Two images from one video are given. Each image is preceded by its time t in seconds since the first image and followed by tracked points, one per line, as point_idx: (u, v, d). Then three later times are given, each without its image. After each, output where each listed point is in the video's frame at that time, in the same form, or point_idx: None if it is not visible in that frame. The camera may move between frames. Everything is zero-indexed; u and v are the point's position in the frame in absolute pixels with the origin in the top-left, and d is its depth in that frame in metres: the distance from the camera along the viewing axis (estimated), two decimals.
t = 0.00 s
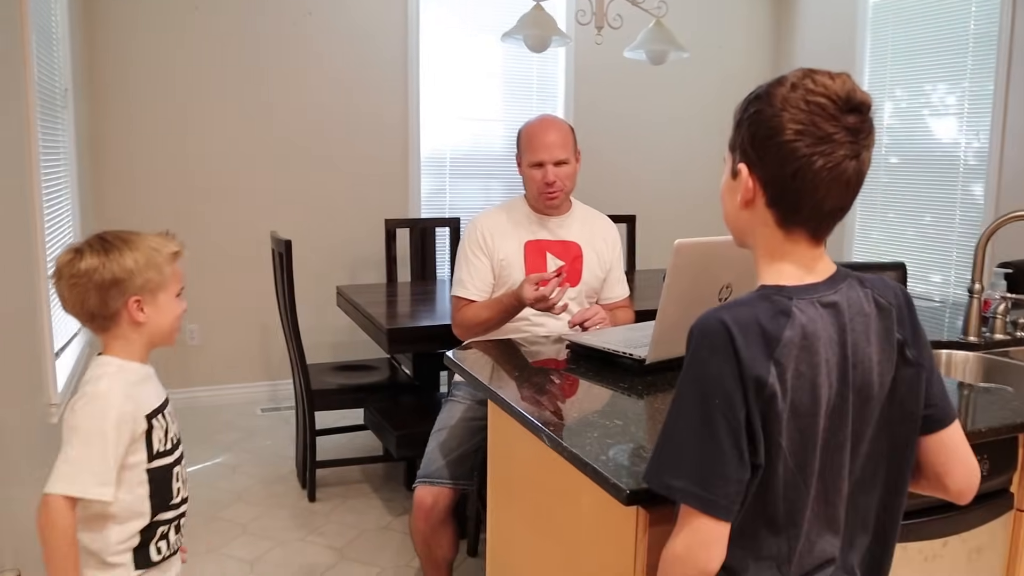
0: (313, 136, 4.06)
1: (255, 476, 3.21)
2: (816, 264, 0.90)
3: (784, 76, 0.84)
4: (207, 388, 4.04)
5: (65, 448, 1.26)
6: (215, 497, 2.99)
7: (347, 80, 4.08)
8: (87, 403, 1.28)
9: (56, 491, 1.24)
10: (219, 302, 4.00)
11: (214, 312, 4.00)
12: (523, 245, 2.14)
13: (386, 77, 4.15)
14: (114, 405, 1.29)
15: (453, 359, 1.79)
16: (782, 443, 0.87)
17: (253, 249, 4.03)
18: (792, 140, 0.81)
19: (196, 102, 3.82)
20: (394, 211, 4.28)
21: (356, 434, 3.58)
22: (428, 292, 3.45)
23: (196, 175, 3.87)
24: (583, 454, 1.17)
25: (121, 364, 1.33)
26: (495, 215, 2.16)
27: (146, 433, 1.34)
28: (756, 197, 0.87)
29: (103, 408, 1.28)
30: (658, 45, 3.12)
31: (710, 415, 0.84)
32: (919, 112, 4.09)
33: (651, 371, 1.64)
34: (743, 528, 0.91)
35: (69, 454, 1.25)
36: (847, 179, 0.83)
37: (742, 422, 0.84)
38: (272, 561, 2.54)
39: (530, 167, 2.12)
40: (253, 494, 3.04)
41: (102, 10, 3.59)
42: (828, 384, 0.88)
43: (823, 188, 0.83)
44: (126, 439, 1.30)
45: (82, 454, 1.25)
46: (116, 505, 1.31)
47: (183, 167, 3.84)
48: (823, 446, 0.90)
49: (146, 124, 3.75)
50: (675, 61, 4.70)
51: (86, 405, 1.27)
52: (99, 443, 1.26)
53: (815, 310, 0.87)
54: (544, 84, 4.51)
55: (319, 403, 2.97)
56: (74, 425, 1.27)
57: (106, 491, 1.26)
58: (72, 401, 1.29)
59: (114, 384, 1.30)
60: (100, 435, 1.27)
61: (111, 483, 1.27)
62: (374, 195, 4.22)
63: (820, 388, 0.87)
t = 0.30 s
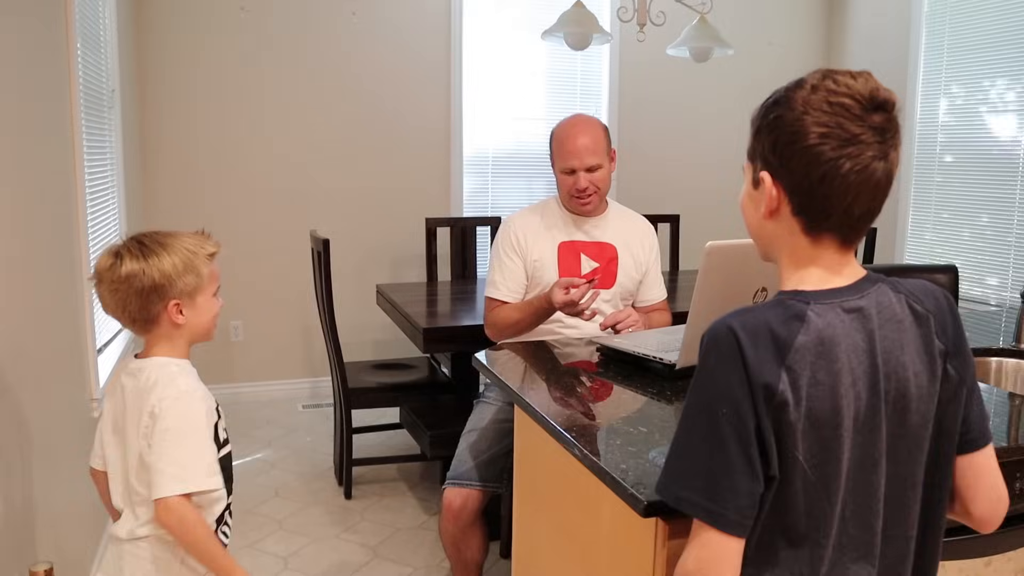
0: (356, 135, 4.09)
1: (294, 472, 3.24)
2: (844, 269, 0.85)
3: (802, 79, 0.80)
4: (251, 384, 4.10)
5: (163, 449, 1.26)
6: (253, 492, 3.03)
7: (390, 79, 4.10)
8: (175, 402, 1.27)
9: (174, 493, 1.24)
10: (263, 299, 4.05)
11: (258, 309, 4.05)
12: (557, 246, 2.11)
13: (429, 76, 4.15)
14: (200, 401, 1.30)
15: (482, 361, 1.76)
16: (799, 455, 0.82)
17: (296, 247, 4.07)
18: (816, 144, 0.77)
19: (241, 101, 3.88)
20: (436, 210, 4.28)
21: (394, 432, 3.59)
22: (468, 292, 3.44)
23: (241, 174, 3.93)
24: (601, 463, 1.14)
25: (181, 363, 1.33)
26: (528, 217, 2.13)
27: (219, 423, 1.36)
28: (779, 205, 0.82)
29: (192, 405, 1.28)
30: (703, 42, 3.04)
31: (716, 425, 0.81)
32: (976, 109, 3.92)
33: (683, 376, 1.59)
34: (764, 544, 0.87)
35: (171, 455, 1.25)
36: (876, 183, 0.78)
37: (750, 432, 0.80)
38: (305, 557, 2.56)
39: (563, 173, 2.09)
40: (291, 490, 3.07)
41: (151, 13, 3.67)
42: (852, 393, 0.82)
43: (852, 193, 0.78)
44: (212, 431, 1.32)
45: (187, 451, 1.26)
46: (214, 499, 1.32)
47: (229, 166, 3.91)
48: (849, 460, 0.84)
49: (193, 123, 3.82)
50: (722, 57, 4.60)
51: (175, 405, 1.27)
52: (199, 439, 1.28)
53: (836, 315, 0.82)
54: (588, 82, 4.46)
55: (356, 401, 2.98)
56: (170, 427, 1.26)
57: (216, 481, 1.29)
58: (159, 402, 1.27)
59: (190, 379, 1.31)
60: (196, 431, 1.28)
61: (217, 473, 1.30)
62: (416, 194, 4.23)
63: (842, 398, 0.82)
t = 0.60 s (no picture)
0: (380, 130, 4.09)
1: (315, 468, 3.26)
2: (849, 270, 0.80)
3: (796, 71, 0.77)
4: (275, 379, 4.13)
5: (171, 461, 1.23)
6: (274, 488, 3.05)
7: (413, 75, 4.09)
8: (184, 410, 1.24)
9: (184, 506, 1.21)
10: (287, 294, 4.08)
11: (282, 304, 4.08)
12: (573, 243, 2.08)
13: (452, 71, 4.14)
14: (210, 408, 1.27)
15: (494, 358, 1.74)
16: (819, 473, 0.77)
17: (320, 242, 4.09)
18: (809, 138, 0.73)
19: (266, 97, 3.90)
20: (459, 205, 4.27)
21: (416, 429, 3.59)
22: (490, 288, 3.42)
23: (265, 170, 3.96)
24: (605, 466, 1.12)
25: (193, 368, 1.31)
26: (545, 214, 2.11)
27: (230, 431, 1.33)
28: (776, 204, 0.79)
29: (202, 412, 1.26)
30: (728, 36, 2.97)
31: (731, 445, 0.75)
32: (1014, 104, 3.81)
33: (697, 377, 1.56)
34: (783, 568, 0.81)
35: (181, 466, 1.22)
36: (875, 177, 0.75)
37: (768, 452, 0.74)
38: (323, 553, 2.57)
39: (579, 171, 2.07)
40: (311, 486, 3.09)
41: (178, 10, 3.71)
42: (870, 404, 0.77)
43: (849, 187, 0.74)
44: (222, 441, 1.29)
45: (198, 461, 1.23)
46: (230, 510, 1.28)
47: (254, 162, 3.93)
48: (872, 476, 0.79)
49: (218, 120, 3.85)
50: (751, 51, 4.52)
51: (183, 413, 1.24)
52: (209, 448, 1.24)
53: (850, 322, 0.77)
54: (613, 76, 4.41)
55: (376, 397, 2.98)
56: (177, 437, 1.23)
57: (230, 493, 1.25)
58: (166, 412, 1.25)
59: (200, 386, 1.29)
60: (206, 441, 1.24)
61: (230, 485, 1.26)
62: (439, 189, 4.22)
63: (860, 410, 0.77)
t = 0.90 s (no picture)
0: (396, 118, 4.07)
1: (331, 457, 3.27)
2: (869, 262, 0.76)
3: (804, 56, 0.74)
4: (293, 367, 4.14)
5: (140, 463, 1.21)
6: (290, 476, 3.07)
7: (429, 62, 4.07)
8: (168, 415, 1.22)
9: (133, 511, 1.19)
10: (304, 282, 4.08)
11: (299, 293, 4.09)
12: (588, 231, 2.06)
13: (468, 58, 4.11)
14: (195, 420, 1.23)
15: (509, 349, 1.73)
16: (844, 471, 0.73)
17: (336, 231, 4.08)
18: (820, 124, 0.70)
19: (281, 86, 3.90)
20: (476, 194, 4.25)
21: (432, 418, 3.59)
22: (506, 277, 3.40)
23: (281, 159, 3.96)
24: (616, 460, 1.09)
25: (205, 368, 1.31)
26: (560, 201, 2.09)
27: (219, 445, 1.29)
28: (789, 195, 0.76)
29: (185, 421, 1.22)
30: (747, 21, 2.92)
31: (751, 443, 0.71)
32: None
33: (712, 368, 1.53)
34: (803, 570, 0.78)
35: (145, 471, 1.20)
36: (891, 162, 0.71)
37: (789, 450, 0.71)
38: (337, 543, 2.58)
39: (593, 156, 2.04)
40: (327, 475, 3.10)
41: None
42: (897, 400, 0.73)
43: (864, 173, 0.71)
44: (203, 455, 1.25)
45: (160, 470, 1.20)
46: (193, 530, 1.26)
47: (270, 151, 3.94)
48: (898, 474, 0.75)
49: (234, 109, 3.86)
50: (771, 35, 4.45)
51: (168, 417, 1.22)
52: (178, 460, 1.20)
53: (874, 315, 0.73)
54: (631, 62, 4.36)
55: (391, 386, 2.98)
56: (154, 440, 1.21)
57: (186, 513, 1.21)
58: (155, 411, 1.23)
59: (195, 394, 1.26)
60: (179, 451, 1.21)
61: (190, 505, 1.21)
62: (456, 178, 4.20)
63: (886, 405, 0.73)
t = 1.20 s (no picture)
0: (402, 109, 4.02)
1: (335, 452, 3.24)
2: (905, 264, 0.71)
3: (837, 43, 0.70)
4: (298, 361, 4.12)
5: (123, 477, 1.19)
6: (293, 472, 3.04)
7: (437, 52, 4.02)
8: (151, 429, 1.19)
9: (118, 528, 1.17)
10: (309, 275, 4.05)
11: (304, 286, 4.06)
12: (595, 225, 2.01)
13: (476, 49, 4.06)
14: (179, 435, 1.20)
15: (514, 346, 1.68)
16: (874, 485, 0.68)
17: (342, 224, 4.05)
18: (853, 111, 0.66)
19: (287, 77, 3.86)
20: (483, 187, 4.20)
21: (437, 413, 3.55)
22: (512, 271, 3.36)
23: (287, 150, 3.92)
24: (624, 464, 1.05)
25: (197, 376, 1.27)
26: (567, 194, 2.04)
27: (207, 459, 1.26)
28: (819, 190, 0.71)
29: (168, 436, 1.19)
30: (759, 11, 2.86)
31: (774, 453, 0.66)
32: None
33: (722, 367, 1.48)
34: None
35: (128, 486, 1.18)
36: (929, 154, 0.66)
37: (815, 463, 0.66)
38: (340, 540, 2.55)
39: (599, 145, 2.01)
40: (330, 470, 3.07)
41: None
42: (934, 410, 0.68)
43: (900, 166, 0.66)
44: (188, 471, 1.22)
45: (142, 487, 1.17)
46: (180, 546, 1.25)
47: (275, 143, 3.90)
48: (933, 488, 0.70)
49: (239, 99, 3.82)
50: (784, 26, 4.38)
51: (150, 432, 1.19)
52: (161, 477, 1.18)
53: (911, 317, 0.68)
54: (641, 54, 4.30)
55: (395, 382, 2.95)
56: (136, 455, 1.19)
57: (170, 532, 1.19)
58: (138, 424, 1.20)
59: (181, 406, 1.22)
60: (162, 468, 1.18)
61: (173, 523, 1.19)
62: (463, 170, 4.16)
63: (923, 416, 0.67)
